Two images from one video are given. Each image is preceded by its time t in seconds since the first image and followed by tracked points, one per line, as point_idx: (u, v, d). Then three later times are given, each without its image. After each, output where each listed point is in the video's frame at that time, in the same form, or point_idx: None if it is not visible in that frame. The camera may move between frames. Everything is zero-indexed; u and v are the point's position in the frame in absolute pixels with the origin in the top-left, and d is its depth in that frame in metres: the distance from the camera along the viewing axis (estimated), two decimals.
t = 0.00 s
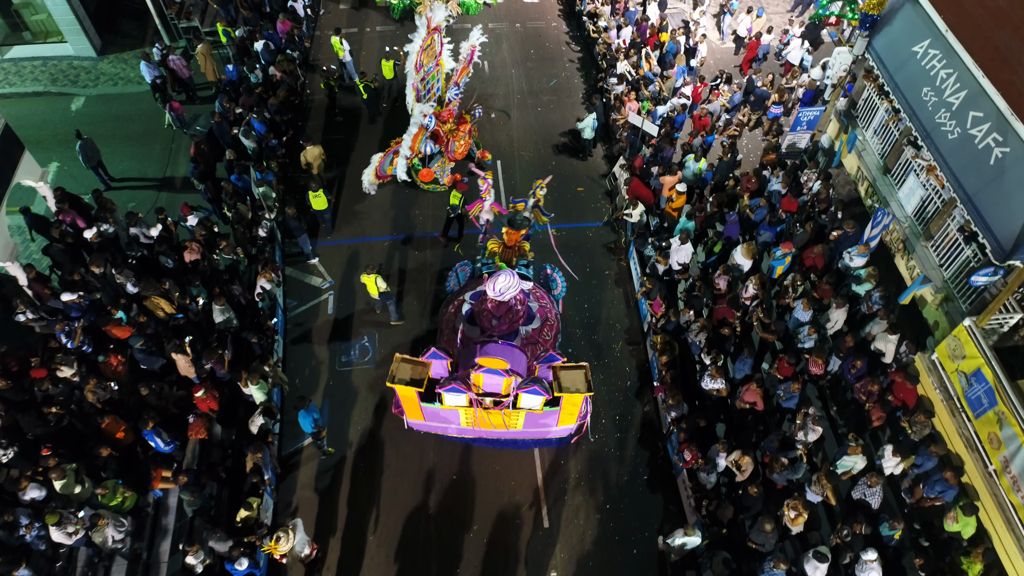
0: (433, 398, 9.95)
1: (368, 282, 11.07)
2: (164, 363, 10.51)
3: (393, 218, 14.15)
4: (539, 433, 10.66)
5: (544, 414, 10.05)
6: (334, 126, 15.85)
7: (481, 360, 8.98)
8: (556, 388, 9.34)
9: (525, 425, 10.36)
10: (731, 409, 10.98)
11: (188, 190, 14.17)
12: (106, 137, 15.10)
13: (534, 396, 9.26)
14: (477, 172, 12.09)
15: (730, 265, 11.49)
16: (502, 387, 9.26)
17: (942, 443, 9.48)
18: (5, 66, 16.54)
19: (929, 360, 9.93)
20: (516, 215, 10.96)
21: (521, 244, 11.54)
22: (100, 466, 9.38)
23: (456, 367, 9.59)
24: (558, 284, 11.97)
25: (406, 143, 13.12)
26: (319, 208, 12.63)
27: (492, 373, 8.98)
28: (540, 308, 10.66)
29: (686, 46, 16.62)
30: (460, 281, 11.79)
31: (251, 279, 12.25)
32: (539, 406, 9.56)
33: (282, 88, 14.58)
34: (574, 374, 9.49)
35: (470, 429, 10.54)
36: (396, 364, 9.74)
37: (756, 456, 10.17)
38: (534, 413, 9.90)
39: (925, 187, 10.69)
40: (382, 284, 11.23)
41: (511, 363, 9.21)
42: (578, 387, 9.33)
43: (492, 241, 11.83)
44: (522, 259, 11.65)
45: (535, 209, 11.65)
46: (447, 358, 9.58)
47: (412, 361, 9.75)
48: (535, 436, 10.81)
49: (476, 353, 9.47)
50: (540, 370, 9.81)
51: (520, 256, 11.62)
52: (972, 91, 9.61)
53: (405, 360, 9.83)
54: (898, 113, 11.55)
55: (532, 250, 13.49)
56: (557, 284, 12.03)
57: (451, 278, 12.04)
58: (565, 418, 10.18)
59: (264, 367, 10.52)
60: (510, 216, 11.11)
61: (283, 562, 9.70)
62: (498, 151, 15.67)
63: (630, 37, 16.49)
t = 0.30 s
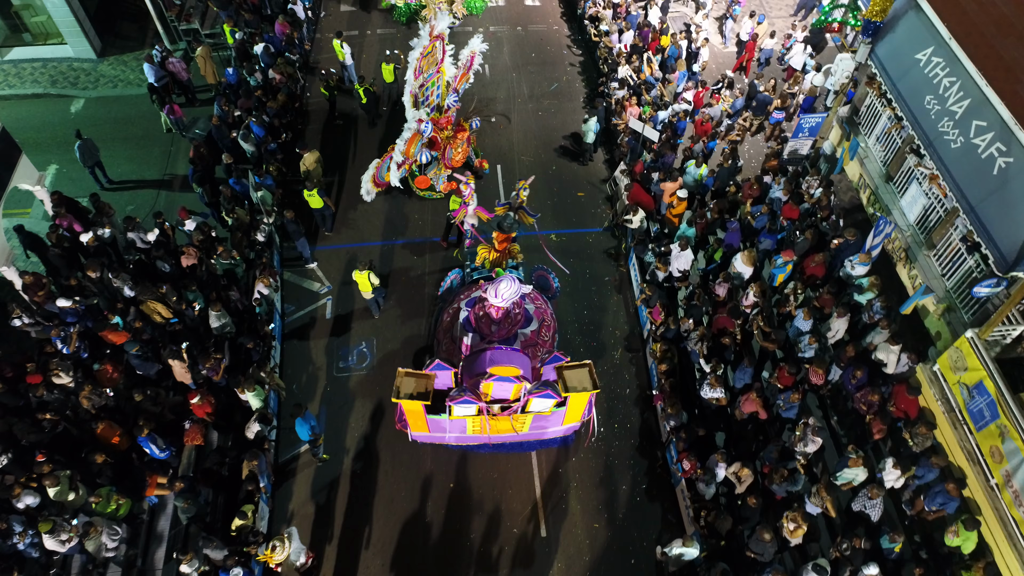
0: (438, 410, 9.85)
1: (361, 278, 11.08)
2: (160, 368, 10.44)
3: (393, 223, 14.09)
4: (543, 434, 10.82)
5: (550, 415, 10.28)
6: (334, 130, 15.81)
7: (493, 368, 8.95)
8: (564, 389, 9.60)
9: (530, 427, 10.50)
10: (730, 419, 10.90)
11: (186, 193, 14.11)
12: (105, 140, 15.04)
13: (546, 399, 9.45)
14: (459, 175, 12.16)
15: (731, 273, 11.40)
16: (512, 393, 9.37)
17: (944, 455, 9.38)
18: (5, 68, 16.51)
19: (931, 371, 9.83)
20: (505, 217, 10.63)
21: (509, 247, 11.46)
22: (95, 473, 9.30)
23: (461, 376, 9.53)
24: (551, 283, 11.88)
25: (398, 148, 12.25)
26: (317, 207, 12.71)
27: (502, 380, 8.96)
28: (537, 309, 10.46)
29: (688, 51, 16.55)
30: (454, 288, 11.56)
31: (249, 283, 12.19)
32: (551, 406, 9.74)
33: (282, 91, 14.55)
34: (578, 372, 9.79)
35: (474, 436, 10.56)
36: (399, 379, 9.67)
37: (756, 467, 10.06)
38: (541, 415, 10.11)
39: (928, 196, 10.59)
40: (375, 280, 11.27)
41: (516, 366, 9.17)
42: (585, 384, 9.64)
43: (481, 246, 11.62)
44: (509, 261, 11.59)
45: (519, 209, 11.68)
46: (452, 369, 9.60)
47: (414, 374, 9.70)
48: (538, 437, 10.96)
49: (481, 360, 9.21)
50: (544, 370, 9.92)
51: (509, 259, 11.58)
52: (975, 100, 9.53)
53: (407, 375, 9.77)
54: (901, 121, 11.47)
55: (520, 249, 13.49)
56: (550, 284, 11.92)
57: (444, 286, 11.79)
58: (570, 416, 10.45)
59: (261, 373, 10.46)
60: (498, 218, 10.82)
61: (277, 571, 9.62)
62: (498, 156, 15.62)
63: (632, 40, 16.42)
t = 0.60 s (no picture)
0: (448, 419, 9.72)
1: (361, 275, 11.10)
2: (162, 369, 10.43)
3: (398, 226, 14.06)
4: (552, 433, 10.67)
5: (559, 415, 10.16)
6: (341, 131, 15.79)
7: (509, 375, 8.88)
8: (574, 389, 9.63)
9: (539, 429, 10.35)
10: (734, 431, 10.79)
11: (192, 193, 14.12)
12: (113, 138, 15.08)
13: (558, 402, 9.43)
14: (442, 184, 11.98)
15: (736, 283, 11.30)
16: (524, 398, 9.32)
17: (950, 472, 9.24)
18: (15, 65, 16.60)
19: (938, 387, 9.70)
20: (499, 220, 11.28)
21: (505, 250, 11.39)
22: (94, 474, 9.30)
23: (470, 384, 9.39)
24: (548, 283, 12.13)
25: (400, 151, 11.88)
26: (322, 203, 12.68)
27: (517, 386, 8.95)
28: (537, 309, 10.42)
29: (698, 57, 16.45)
30: (451, 296, 11.32)
31: (253, 285, 12.18)
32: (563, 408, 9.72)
33: (290, 93, 14.55)
34: (585, 371, 9.86)
35: (482, 442, 10.43)
36: (407, 392, 9.53)
37: (759, 480, 9.95)
38: (551, 416, 10.01)
39: (938, 209, 10.47)
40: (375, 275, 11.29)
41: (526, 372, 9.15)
42: (593, 382, 9.73)
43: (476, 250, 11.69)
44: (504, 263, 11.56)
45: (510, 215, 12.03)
46: (460, 378, 9.51)
47: (422, 387, 9.55)
48: (545, 437, 10.80)
49: (492, 366, 9.17)
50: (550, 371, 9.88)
51: (504, 261, 11.56)
52: (988, 113, 9.41)
53: (414, 387, 9.62)
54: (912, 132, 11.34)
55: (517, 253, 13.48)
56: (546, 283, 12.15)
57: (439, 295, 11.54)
58: (578, 414, 10.29)
59: (262, 376, 10.44)
60: (492, 222, 11.43)
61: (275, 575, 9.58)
62: (505, 159, 15.57)
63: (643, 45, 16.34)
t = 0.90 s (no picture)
0: (454, 428, 9.52)
1: (356, 271, 11.46)
2: (160, 373, 10.39)
3: (399, 230, 14.01)
4: (555, 433, 10.62)
5: (563, 415, 10.10)
6: (344, 133, 15.75)
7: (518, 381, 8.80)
8: (579, 387, 9.39)
9: (543, 430, 10.30)
10: (736, 441, 10.70)
11: (194, 195, 14.09)
12: (116, 139, 15.07)
13: (566, 401, 9.26)
14: (432, 187, 11.61)
15: (739, 291, 11.21)
16: (532, 401, 9.18)
17: (954, 486, 9.14)
18: (20, 65, 16.62)
19: (941, 400, 9.60)
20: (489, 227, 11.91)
21: (498, 256, 11.08)
22: (92, 478, 9.27)
23: (476, 393, 9.33)
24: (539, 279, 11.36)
25: (400, 155, 12.42)
26: (329, 203, 12.97)
27: (526, 391, 8.88)
28: (534, 310, 10.36)
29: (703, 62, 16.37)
30: (443, 305, 11.03)
31: (253, 289, 12.15)
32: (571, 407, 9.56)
33: (293, 95, 14.52)
34: (589, 369, 9.59)
35: (487, 449, 10.39)
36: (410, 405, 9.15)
37: (760, 491, 9.87)
38: (557, 416, 9.93)
39: (943, 219, 10.37)
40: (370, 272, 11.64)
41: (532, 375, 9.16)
42: (598, 379, 9.46)
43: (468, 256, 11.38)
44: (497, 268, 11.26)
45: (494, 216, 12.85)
46: (465, 386, 9.46)
47: (424, 397, 9.20)
48: (549, 438, 10.74)
49: (497, 373, 9.20)
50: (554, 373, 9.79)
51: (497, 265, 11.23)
52: (995, 123, 9.33)
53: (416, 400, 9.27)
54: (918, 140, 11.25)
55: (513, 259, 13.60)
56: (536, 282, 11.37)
57: (431, 304, 11.26)
58: (582, 412, 10.23)
59: (261, 381, 10.40)
60: (486, 228, 12.28)
61: None
62: (508, 164, 15.51)
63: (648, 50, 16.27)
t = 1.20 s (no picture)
0: (462, 437, 9.42)
1: (349, 268, 11.58)
2: (158, 378, 10.35)
3: (400, 234, 13.95)
4: (559, 432, 10.62)
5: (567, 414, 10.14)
6: (346, 137, 15.69)
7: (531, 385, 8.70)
8: (585, 386, 9.54)
9: (548, 431, 10.31)
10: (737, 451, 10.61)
11: (195, 197, 14.06)
12: (117, 140, 15.06)
13: (574, 400, 9.35)
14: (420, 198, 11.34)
15: (741, 299, 11.12)
16: (541, 402, 9.23)
17: (956, 500, 9.05)
18: (22, 66, 16.62)
19: (944, 412, 9.51)
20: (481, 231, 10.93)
21: (490, 261, 11.24)
22: (87, 484, 9.23)
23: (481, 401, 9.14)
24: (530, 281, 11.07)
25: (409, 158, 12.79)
26: (330, 203, 12.92)
27: (535, 394, 8.84)
28: (530, 310, 10.31)
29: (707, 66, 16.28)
30: (437, 314, 10.85)
31: (253, 293, 12.12)
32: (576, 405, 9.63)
33: (295, 97, 14.49)
34: (592, 368, 9.74)
35: (494, 453, 10.32)
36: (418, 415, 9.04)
37: (760, 502, 9.78)
38: (562, 416, 9.98)
39: (948, 229, 10.28)
40: (362, 272, 11.77)
41: (537, 377, 9.10)
42: (602, 377, 9.67)
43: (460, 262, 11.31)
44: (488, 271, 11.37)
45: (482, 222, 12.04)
46: (470, 394, 9.28)
47: (431, 408, 9.08)
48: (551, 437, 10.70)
49: (505, 378, 9.04)
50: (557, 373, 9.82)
51: (488, 270, 11.37)
52: (1001, 133, 9.26)
53: (422, 410, 9.15)
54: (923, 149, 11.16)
55: (512, 265, 13.53)
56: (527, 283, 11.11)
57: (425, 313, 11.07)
58: (584, 410, 10.26)
59: (259, 387, 10.35)
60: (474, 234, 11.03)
61: None
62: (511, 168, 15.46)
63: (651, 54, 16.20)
